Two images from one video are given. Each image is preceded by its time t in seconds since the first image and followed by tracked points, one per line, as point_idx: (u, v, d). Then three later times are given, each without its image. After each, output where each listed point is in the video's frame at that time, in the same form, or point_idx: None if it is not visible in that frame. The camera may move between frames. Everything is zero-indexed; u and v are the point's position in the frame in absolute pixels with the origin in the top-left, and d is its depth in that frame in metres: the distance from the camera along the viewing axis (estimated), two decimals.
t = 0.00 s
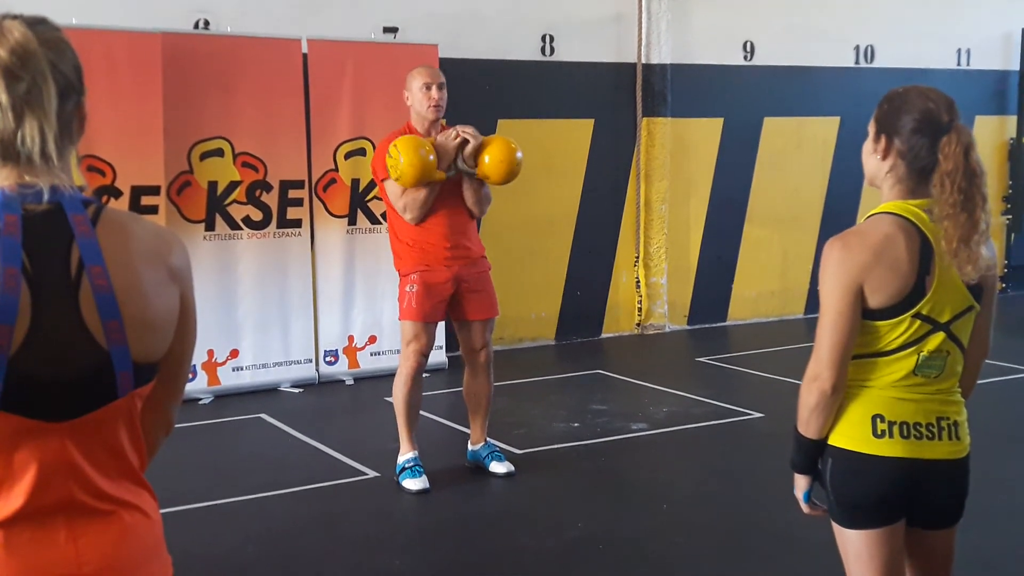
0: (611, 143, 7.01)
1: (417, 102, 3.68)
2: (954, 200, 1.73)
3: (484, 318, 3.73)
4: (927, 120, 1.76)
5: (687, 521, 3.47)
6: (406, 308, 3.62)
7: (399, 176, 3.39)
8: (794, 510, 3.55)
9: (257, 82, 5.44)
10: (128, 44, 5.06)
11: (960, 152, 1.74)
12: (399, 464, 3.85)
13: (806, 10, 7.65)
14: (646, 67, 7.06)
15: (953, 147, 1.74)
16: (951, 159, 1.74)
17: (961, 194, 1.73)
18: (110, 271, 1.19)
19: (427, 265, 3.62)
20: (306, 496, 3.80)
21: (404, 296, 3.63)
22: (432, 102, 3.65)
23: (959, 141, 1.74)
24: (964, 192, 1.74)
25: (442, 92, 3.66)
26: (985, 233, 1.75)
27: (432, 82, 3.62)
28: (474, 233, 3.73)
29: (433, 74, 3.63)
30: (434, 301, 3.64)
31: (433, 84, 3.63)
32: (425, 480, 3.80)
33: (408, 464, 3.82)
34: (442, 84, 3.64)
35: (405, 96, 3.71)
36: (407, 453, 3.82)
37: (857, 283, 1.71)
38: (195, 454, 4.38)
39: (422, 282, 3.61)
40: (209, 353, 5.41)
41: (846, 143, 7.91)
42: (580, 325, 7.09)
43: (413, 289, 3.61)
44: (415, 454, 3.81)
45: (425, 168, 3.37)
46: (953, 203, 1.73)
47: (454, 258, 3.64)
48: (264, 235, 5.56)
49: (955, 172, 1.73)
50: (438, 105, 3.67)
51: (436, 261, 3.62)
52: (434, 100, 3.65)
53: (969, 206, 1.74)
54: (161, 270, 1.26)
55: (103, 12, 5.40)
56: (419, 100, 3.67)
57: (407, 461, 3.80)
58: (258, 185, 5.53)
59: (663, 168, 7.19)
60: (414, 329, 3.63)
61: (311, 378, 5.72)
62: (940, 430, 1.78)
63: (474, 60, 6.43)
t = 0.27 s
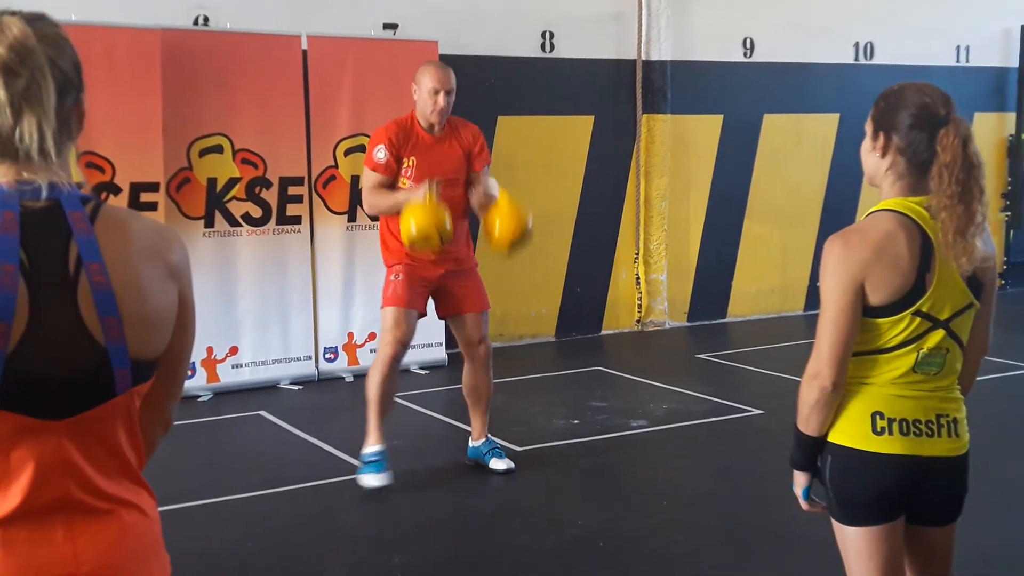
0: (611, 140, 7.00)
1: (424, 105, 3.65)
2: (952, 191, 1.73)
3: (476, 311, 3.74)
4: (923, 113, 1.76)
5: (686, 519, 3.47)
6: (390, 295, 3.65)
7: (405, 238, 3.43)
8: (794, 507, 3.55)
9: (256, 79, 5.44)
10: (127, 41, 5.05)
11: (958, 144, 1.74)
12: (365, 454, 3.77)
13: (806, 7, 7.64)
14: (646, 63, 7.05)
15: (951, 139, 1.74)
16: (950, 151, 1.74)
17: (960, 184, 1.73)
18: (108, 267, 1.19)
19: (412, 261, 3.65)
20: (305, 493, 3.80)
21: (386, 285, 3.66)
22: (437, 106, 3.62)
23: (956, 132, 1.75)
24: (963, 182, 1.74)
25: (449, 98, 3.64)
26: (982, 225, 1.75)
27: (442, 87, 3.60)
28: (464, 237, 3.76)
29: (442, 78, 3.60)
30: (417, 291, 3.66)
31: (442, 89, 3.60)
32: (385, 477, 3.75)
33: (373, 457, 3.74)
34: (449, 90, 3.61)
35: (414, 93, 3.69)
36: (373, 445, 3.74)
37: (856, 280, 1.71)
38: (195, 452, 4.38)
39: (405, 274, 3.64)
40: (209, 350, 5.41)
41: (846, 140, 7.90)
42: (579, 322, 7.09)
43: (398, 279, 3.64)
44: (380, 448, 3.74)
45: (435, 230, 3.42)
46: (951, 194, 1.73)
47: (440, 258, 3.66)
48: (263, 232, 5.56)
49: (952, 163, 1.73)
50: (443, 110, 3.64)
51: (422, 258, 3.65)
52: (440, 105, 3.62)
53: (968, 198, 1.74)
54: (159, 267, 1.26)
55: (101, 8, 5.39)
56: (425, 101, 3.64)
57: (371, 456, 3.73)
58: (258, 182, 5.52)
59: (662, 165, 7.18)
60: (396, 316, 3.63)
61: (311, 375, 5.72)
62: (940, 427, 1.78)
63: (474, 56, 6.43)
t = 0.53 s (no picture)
0: (611, 140, 7.00)
1: (424, 149, 3.50)
2: (952, 195, 1.73)
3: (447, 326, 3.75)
4: (925, 115, 1.75)
5: (685, 519, 3.47)
6: (364, 306, 3.61)
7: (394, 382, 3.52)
8: (793, 508, 3.55)
9: (256, 79, 5.43)
10: (126, 40, 5.05)
11: (959, 148, 1.74)
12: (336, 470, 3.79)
13: (805, 7, 7.65)
14: (645, 64, 7.05)
15: (952, 142, 1.74)
16: (951, 155, 1.74)
17: (960, 188, 1.73)
18: (106, 267, 1.19)
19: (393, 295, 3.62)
20: (304, 493, 3.80)
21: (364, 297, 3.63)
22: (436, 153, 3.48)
23: (957, 136, 1.74)
24: (963, 186, 1.74)
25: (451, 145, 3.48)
26: (982, 229, 1.75)
27: (444, 136, 3.44)
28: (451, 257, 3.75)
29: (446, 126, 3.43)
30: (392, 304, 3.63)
31: (445, 138, 3.44)
32: (360, 487, 3.72)
33: (344, 470, 3.76)
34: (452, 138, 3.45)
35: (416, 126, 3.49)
36: (344, 459, 3.76)
37: (856, 280, 1.71)
38: (193, 452, 4.38)
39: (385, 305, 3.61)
40: (208, 350, 5.41)
41: (845, 140, 7.90)
42: (579, 322, 7.09)
43: (374, 292, 3.60)
44: (351, 460, 3.75)
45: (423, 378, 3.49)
46: (950, 199, 1.73)
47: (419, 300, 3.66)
48: (262, 232, 5.56)
49: (953, 167, 1.73)
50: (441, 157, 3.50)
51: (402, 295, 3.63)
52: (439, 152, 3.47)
53: (967, 201, 1.74)
54: (158, 268, 1.26)
55: (101, 8, 5.39)
56: (424, 142, 3.48)
57: (343, 467, 3.74)
58: (257, 181, 5.52)
59: (662, 165, 7.18)
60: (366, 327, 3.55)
61: (310, 375, 5.72)
62: (939, 428, 1.78)
63: (473, 56, 6.42)
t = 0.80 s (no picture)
0: (611, 141, 7.00)
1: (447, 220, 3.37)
2: (952, 196, 1.73)
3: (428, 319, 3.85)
4: (925, 116, 1.75)
5: (684, 520, 3.47)
6: (358, 304, 3.62)
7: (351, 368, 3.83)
8: (793, 509, 3.55)
9: (256, 79, 5.43)
10: (126, 40, 5.05)
11: (959, 148, 1.73)
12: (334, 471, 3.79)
13: (806, 9, 7.65)
14: (645, 65, 7.05)
15: (953, 143, 1.73)
16: (951, 155, 1.73)
17: (960, 189, 1.73)
18: (104, 267, 1.19)
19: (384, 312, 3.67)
20: (303, 494, 3.79)
21: (356, 295, 3.64)
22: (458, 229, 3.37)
23: (957, 136, 1.74)
24: (963, 186, 1.74)
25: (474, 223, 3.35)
26: (982, 229, 1.75)
27: (467, 218, 3.30)
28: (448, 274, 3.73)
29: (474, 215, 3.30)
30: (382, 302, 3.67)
31: (468, 220, 3.31)
32: (358, 487, 3.71)
33: (343, 471, 3.75)
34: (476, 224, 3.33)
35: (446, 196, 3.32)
36: (342, 459, 3.76)
37: (857, 282, 1.71)
38: (192, 452, 4.37)
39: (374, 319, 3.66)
40: (207, 350, 5.40)
41: (846, 142, 7.90)
42: (578, 323, 7.09)
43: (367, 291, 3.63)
44: (349, 461, 3.75)
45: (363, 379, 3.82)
46: (951, 201, 1.73)
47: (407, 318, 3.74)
48: (262, 232, 5.55)
49: (953, 167, 1.73)
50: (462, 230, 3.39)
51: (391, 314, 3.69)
52: (459, 228, 3.35)
53: (967, 201, 1.74)
54: (156, 268, 1.25)
55: (101, 7, 5.38)
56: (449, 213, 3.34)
57: (340, 468, 3.74)
58: (257, 182, 5.52)
59: (662, 166, 7.17)
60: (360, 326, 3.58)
61: (309, 375, 5.72)
62: (939, 430, 1.78)
63: (473, 57, 6.42)
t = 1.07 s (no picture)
0: (609, 141, 7.00)
1: (445, 234, 3.34)
2: (949, 195, 1.73)
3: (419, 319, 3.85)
4: (921, 116, 1.75)
5: (681, 521, 3.47)
6: (352, 304, 3.63)
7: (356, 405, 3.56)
8: (790, 510, 3.54)
9: (254, 78, 5.42)
10: (124, 38, 5.04)
11: (957, 147, 1.73)
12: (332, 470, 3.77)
13: (804, 10, 7.65)
14: (644, 65, 7.04)
15: (950, 142, 1.73)
16: (948, 154, 1.73)
17: (958, 188, 1.73)
18: (100, 266, 1.18)
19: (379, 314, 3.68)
20: (299, 494, 3.79)
21: (351, 295, 3.65)
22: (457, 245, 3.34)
23: (955, 135, 1.74)
24: (960, 186, 1.73)
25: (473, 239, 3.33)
26: (980, 228, 1.75)
27: (466, 235, 3.28)
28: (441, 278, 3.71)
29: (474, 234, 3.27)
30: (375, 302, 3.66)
31: (467, 237, 3.29)
32: (355, 487, 3.70)
33: (340, 471, 3.74)
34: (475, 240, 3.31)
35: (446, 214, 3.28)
36: (339, 459, 3.74)
37: (855, 283, 1.70)
38: (189, 452, 4.37)
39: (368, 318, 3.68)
40: (204, 350, 5.39)
41: (844, 143, 7.90)
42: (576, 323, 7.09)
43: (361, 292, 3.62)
44: (346, 460, 3.74)
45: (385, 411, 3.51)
46: (949, 202, 1.73)
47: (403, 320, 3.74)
48: (259, 231, 5.55)
49: (951, 167, 1.73)
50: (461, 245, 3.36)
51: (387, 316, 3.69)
52: (458, 244, 3.33)
53: (965, 201, 1.73)
54: (152, 267, 1.25)
55: (98, 6, 5.37)
56: (449, 229, 3.31)
57: (338, 467, 3.72)
58: (254, 181, 5.51)
59: (660, 166, 7.17)
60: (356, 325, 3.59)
61: (306, 375, 5.72)
62: (937, 432, 1.78)
63: (471, 57, 6.42)
